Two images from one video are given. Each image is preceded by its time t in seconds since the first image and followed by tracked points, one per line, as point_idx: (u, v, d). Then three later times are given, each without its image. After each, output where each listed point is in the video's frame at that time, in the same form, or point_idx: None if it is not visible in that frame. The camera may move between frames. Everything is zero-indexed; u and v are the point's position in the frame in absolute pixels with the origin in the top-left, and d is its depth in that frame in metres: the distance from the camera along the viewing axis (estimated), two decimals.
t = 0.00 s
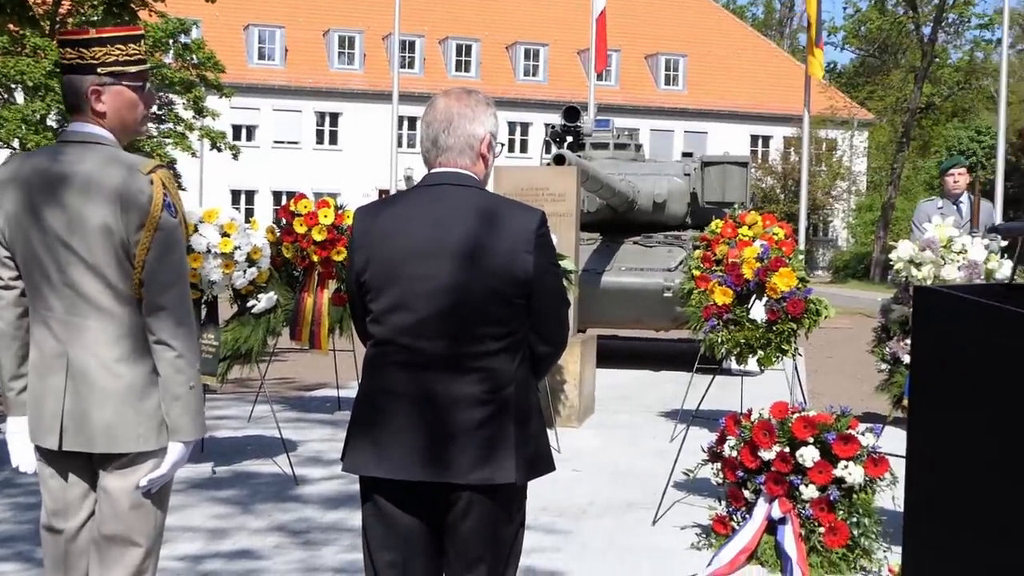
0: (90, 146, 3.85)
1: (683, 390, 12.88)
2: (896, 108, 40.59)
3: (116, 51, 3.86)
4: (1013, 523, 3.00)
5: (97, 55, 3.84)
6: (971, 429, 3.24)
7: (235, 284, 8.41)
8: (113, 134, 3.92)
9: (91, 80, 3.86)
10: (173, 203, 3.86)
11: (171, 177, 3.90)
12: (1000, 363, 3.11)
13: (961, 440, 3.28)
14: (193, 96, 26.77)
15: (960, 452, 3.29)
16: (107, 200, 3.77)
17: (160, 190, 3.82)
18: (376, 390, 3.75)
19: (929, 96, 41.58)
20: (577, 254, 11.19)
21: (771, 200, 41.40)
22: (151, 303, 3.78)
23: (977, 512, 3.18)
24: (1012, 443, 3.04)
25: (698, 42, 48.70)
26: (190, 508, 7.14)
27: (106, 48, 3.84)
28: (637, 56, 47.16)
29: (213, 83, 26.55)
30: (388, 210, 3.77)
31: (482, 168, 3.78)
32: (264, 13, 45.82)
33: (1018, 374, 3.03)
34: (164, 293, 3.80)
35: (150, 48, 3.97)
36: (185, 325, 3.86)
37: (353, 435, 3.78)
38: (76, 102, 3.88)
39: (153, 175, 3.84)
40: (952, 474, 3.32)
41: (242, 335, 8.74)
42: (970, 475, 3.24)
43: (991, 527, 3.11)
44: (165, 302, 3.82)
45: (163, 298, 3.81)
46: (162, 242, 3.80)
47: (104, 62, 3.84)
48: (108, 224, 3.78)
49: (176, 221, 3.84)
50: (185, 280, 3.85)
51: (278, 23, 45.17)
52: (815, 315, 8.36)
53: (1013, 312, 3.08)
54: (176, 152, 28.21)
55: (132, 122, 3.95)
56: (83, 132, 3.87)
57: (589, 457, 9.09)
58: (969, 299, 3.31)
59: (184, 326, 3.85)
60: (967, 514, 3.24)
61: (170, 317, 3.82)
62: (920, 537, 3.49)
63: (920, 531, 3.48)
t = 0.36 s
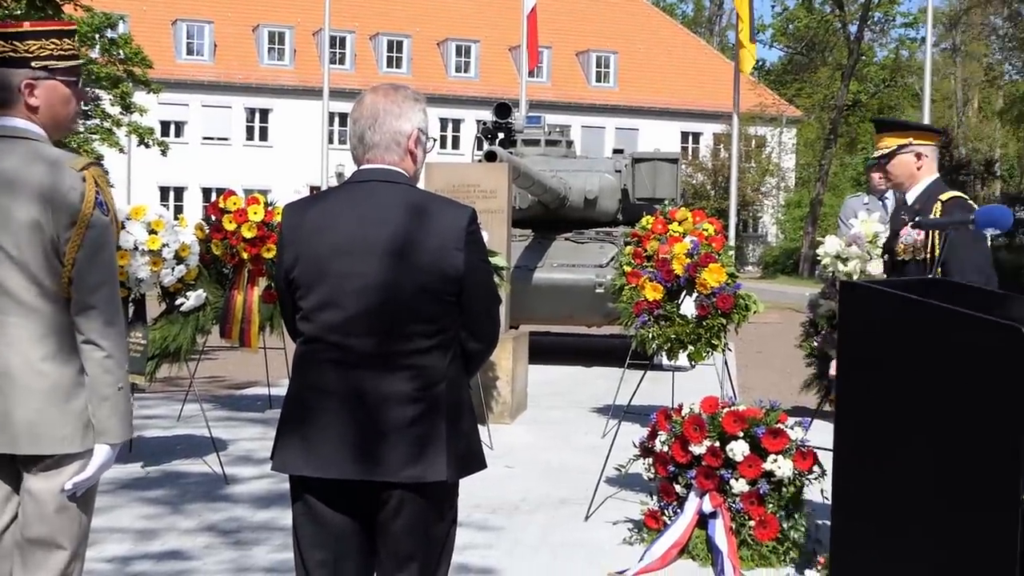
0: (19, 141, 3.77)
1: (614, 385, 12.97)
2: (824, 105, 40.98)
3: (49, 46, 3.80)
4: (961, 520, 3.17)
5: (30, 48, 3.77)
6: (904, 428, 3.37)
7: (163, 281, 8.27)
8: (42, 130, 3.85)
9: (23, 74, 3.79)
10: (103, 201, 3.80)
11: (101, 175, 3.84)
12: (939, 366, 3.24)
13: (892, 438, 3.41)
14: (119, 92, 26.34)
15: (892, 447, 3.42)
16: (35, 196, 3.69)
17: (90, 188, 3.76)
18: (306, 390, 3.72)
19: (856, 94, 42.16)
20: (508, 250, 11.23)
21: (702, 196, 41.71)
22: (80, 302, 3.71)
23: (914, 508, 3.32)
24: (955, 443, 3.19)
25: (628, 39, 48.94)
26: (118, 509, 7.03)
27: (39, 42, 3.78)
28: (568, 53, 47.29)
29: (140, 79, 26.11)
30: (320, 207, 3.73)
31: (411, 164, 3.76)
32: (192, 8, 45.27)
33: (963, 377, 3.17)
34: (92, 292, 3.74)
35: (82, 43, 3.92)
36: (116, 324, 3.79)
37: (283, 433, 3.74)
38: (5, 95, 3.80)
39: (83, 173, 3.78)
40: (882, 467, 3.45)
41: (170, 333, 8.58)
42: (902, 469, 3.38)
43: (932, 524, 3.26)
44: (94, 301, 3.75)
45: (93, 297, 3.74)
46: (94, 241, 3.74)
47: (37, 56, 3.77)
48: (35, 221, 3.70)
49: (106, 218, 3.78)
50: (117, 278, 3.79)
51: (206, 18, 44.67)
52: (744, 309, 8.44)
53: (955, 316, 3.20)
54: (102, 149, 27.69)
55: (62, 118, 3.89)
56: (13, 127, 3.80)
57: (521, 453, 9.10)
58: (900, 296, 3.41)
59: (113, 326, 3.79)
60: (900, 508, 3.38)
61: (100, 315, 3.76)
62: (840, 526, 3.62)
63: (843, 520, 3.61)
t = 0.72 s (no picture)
0: None
1: (565, 382, 13.01)
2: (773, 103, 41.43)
3: (25, 47, 3.91)
4: (907, 510, 3.21)
5: (7, 46, 3.88)
6: (851, 426, 3.41)
7: (110, 280, 8.16)
8: (7, 127, 3.90)
9: None
10: (59, 198, 3.81)
11: (57, 172, 3.86)
12: (884, 360, 3.29)
13: (840, 435, 3.45)
14: (65, 88, 25.90)
15: (840, 442, 3.46)
16: None
17: (47, 183, 3.77)
18: (256, 388, 3.69)
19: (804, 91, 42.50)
20: (459, 247, 11.21)
21: (653, 192, 41.91)
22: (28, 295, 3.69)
23: (862, 499, 3.36)
24: (902, 434, 3.23)
25: (580, 36, 49.04)
26: (65, 510, 6.94)
27: (16, 40, 3.89)
28: (519, 50, 47.30)
29: (86, 76, 25.72)
30: (271, 204, 3.70)
31: (361, 161, 3.74)
32: (141, 4, 44.79)
33: (906, 371, 3.22)
34: (43, 285, 3.73)
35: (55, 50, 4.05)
36: (63, 322, 3.78)
37: (233, 432, 3.72)
38: None
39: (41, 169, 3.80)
40: (831, 462, 3.49)
41: (118, 333, 8.54)
42: (852, 462, 3.42)
43: (880, 517, 3.30)
44: (44, 296, 3.73)
45: (43, 290, 3.73)
46: (47, 236, 3.73)
47: (12, 53, 3.87)
48: None
49: (60, 214, 3.78)
50: (65, 275, 3.79)
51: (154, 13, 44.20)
52: (695, 306, 8.50)
53: (897, 311, 3.24)
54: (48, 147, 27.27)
55: (28, 119, 3.94)
56: None
57: (474, 452, 9.09)
58: (844, 293, 3.46)
59: (60, 322, 3.76)
60: (848, 502, 3.42)
61: (47, 310, 3.74)
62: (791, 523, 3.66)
63: (794, 518, 3.65)
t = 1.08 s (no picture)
0: None
1: (549, 381, 13.01)
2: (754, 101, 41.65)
3: (18, 53, 4.01)
4: (889, 510, 3.22)
5: None
6: (836, 422, 3.41)
7: (90, 279, 8.15)
8: None
9: None
10: (45, 198, 3.88)
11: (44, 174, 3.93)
12: (868, 360, 3.29)
13: (823, 433, 3.46)
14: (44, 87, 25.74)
15: (823, 440, 3.46)
16: None
17: (34, 183, 3.84)
18: (239, 387, 3.67)
19: (786, 89, 42.82)
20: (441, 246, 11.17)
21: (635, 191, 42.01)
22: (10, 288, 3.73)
23: (845, 498, 3.37)
24: (887, 432, 3.23)
25: (562, 34, 49.10)
26: (46, 510, 6.91)
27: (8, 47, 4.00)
28: (501, 48, 47.37)
29: (65, 75, 25.57)
30: (251, 202, 3.70)
31: (343, 160, 3.74)
32: (122, 2, 44.59)
33: (889, 366, 3.22)
34: (25, 281, 3.76)
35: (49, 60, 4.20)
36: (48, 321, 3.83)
37: (215, 432, 3.70)
38: None
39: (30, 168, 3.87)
40: (816, 461, 3.49)
41: (98, 332, 8.57)
42: (835, 461, 3.41)
43: (864, 517, 3.30)
44: (25, 292, 3.76)
45: (24, 285, 3.76)
46: (30, 236, 3.78)
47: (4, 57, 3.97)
48: None
49: (44, 214, 3.84)
50: (48, 274, 3.81)
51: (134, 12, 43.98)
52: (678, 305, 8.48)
53: (881, 307, 3.25)
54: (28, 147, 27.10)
55: (17, 124, 4.03)
56: None
57: (456, 450, 9.08)
58: (826, 291, 3.46)
59: (41, 321, 3.80)
60: (831, 501, 3.43)
61: (28, 306, 3.77)
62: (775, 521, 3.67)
63: (779, 514, 3.65)
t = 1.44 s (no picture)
0: None
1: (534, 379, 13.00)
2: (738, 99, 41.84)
3: None
4: (875, 508, 3.23)
5: None
6: (821, 421, 3.42)
7: (73, 278, 8.17)
8: None
9: None
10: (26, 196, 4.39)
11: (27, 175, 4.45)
12: (854, 357, 3.29)
13: (808, 430, 3.46)
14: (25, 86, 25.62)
15: (809, 438, 3.47)
16: None
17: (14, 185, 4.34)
18: (224, 385, 3.67)
19: (769, 88, 42.95)
20: (426, 244, 11.16)
21: (618, 189, 42.08)
22: (11, 286, 4.19)
23: (826, 498, 3.39)
24: (872, 430, 3.24)
25: (546, 32, 49.10)
26: (29, 510, 6.88)
27: None
28: (485, 47, 47.34)
29: (48, 73, 25.45)
30: (233, 202, 3.68)
31: (329, 158, 3.73)
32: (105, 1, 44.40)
33: (873, 364, 3.23)
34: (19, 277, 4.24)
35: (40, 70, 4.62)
36: (49, 311, 4.32)
37: (199, 432, 3.69)
38: None
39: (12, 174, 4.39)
40: (801, 460, 3.50)
41: (82, 331, 8.68)
42: (820, 460, 3.42)
43: (848, 516, 3.31)
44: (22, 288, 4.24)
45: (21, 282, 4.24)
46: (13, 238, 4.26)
47: None
48: None
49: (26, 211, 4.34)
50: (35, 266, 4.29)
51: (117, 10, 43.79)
52: (661, 302, 8.46)
53: (867, 305, 3.25)
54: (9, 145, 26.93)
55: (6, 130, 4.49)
56: None
57: (441, 449, 9.06)
58: (813, 287, 3.46)
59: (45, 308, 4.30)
60: (813, 501, 3.45)
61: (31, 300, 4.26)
62: (760, 518, 3.68)
63: (766, 511, 3.66)
